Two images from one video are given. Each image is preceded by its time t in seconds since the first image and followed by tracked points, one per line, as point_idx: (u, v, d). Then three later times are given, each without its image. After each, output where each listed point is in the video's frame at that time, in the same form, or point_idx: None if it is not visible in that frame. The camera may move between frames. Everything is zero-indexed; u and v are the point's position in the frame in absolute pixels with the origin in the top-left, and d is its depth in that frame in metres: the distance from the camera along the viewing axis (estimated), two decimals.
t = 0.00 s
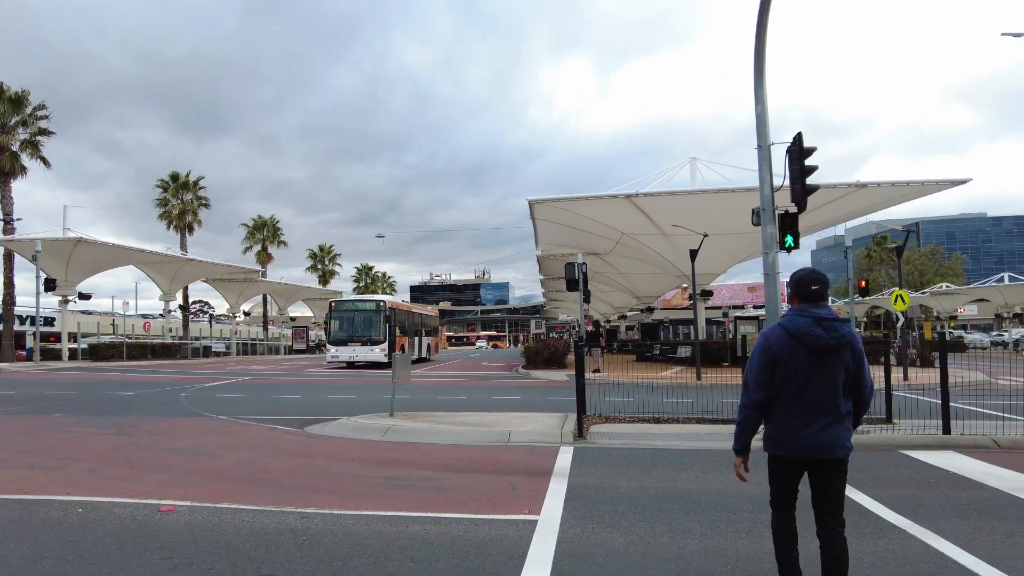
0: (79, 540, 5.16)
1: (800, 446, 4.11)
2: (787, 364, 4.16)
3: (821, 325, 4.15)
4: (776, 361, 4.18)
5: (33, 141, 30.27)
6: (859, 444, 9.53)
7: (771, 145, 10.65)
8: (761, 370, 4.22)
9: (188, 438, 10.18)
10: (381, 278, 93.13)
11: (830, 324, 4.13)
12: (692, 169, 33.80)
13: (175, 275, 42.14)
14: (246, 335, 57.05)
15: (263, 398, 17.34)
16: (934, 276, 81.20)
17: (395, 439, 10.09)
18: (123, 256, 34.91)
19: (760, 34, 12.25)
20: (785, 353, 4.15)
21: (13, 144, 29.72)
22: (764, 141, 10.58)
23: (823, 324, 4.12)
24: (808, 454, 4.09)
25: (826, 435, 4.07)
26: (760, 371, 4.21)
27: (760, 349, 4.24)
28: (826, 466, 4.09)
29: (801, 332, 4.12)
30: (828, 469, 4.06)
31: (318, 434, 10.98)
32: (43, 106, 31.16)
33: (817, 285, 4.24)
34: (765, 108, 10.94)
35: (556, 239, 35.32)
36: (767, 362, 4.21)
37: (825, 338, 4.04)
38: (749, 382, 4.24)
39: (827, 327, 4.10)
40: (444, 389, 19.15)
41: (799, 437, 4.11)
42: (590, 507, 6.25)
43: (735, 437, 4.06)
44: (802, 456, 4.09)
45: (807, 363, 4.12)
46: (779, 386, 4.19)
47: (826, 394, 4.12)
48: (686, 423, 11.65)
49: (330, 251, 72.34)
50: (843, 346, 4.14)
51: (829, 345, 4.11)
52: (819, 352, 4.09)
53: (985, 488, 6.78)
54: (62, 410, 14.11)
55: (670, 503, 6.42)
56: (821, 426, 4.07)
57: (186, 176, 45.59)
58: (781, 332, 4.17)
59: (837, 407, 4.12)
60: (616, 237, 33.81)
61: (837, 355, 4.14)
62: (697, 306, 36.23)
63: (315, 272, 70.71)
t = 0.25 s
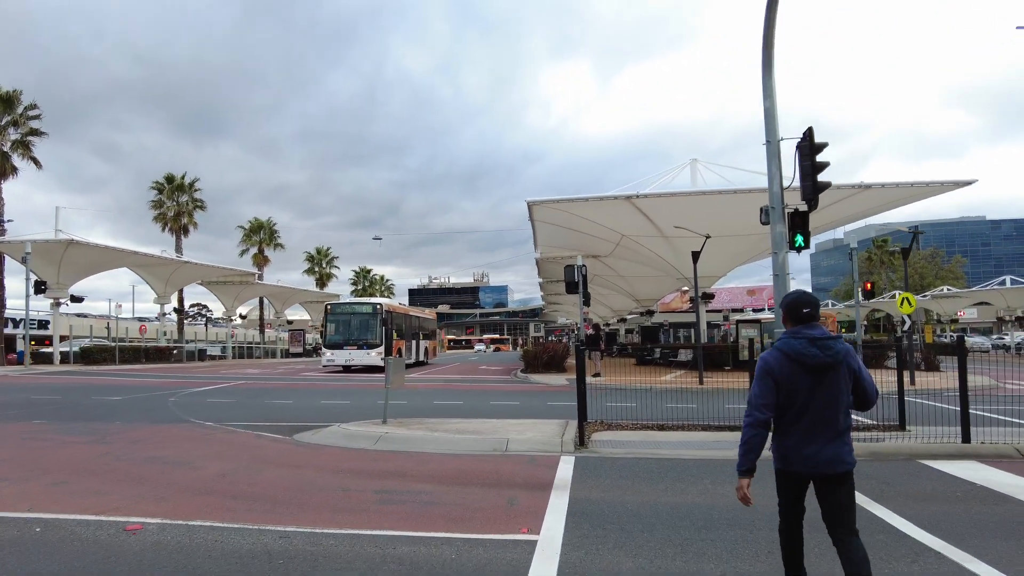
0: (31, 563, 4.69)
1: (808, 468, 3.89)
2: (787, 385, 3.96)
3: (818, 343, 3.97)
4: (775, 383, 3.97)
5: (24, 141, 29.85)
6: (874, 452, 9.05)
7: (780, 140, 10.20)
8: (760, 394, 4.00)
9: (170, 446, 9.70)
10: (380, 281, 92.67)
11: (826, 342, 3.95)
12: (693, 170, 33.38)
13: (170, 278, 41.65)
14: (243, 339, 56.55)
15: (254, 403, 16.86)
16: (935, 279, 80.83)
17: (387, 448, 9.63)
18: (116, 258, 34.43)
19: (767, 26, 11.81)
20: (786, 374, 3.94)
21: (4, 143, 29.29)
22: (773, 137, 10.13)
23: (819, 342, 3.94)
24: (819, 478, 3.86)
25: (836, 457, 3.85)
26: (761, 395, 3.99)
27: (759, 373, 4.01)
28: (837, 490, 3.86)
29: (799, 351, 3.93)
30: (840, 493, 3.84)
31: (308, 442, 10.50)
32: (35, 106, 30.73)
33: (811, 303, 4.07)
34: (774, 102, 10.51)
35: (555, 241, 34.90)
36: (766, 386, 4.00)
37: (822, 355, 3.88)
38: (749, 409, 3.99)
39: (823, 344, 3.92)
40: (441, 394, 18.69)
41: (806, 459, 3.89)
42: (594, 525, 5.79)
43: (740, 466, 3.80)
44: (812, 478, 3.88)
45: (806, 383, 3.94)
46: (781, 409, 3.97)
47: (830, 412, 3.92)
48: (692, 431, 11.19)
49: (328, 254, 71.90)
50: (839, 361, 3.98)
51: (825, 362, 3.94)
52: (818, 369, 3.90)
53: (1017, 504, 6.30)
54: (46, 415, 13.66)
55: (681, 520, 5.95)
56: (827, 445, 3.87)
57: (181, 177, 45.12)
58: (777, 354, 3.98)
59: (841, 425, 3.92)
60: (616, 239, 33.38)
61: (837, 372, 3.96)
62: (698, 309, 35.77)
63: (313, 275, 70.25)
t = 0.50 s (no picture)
0: None
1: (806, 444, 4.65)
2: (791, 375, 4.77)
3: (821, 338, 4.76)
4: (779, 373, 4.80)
5: (18, 146, 29.51)
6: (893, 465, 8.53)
7: (790, 139, 9.78)
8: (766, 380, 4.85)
9: (150, 459, 9.23)
10: (379, 289, 92.31)
11: (828, 337, 4.74)
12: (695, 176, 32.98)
13: (165, 285, 41.21)
14: (240, 347, 56.10)
15: (246, 414, 16.38)
16: (937, 288, 80.44)
17: (379, 462, 9.16)
18: (110, 265, 33.99)
19: (775, 22, 11.41)
20: (789, 364, 4.78)
21: None
22: (783, 136, 9.71)
23: (823, 338, 4.74)
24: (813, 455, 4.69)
25: (830, 438, 4.67)
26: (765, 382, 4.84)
27: (766, 362, 4.86)
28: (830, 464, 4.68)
29: (802, 345, 4.74)
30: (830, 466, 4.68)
31: (297, 455, 10.02)
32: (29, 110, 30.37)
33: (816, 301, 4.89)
34: (783, 99, 10.08)
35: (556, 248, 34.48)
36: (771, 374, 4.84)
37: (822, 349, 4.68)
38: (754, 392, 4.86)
39: (825, 340, 4.73)
40: (438, 404, 18.21)
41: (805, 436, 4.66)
42: (597, 550, 5.31)
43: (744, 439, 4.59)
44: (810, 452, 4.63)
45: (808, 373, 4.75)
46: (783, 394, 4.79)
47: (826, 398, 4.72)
48: (698, 444, 10.71)
49: (327, 261, 71.57)
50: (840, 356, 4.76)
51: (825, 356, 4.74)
52: (818, 362, 4.72)
53: None
54: (29, 426, 13.19)
55: (692, 544, 5.48)
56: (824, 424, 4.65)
57: (178, 184, 44.77)
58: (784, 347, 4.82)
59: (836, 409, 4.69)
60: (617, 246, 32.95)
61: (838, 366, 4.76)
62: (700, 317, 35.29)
63: (312, 283, 69.94)
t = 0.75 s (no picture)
0: None
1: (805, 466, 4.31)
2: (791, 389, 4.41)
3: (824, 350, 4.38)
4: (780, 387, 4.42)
5: (8, 147, 29.01)
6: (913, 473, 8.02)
7: (799, 131, 9.29)
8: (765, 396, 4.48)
9: (123, 468, 8.70)
10: (378, 293, 91.79)
11: (834, 351, 4.33)
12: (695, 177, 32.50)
13: (160, 289, 40.71)
14: (237, 351, 55.58)
15: (235, 419, 15.85)
16: (938, 291, 79.92)
17: (365, 471, 8.65)
18: (103, 267, 33.47)
19: (781, 10, 10.94)
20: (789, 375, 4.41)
21: None
22: (791, 128, 9.24)
23: (826, 351, 4.36)
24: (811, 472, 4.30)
25: (831, 455, 4.28)
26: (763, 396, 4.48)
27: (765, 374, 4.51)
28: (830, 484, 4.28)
29: (805, 358, 4.36)
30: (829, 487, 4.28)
31: (280, 464, 9.47)
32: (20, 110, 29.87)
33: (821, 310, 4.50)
34: (791, 90, 9.60)
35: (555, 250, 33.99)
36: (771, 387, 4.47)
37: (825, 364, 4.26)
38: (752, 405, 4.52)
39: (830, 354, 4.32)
40: (434, 409, 17.70)
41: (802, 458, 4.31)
42: (598, 572, 4.80)
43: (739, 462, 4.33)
44: (807, 476, 4.29)
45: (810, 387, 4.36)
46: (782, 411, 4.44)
47: (829, 417, 4.32)
48: (703, 451, 10.19)
49: (325, 265, 71.10)
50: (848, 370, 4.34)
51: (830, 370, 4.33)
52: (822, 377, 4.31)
53: None
54: (6, 433, 12.67)
55: (704, 564, 4.97)
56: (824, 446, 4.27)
57: (174, 186, 44.29)
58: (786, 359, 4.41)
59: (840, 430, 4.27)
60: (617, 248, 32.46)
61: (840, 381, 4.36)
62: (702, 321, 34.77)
63: (309, 287, 69.46)
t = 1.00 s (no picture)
0: None
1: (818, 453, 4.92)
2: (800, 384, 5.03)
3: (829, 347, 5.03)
4: (790, 382, 5.04)
5: None
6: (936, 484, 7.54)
7: (810, 124, 8.84)
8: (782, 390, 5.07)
9: (95, 480, 8.21)
10: (376, 298, 91.25)
11: (835, 346, 5.02)
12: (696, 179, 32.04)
13: (155, 293, 40.23)
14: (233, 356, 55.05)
15: (223, 427, 15.33)
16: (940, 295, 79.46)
17: (353, 484, 8.14)
18: (96, 271, 32.98)
19: None
20: (800, 371, 5.03)
21: None
22: (802, 120, 8.77)
23: (830, 347, 5.02)
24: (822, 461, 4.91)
25: (838, 446, 4.89)
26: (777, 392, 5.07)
27: (776, 369, 5.10)
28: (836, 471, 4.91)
29: (812, 353, 5.02)
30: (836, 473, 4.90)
31: (263, 475, 8.97)
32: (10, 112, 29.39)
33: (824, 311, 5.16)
34: (802, 80, 9.14)
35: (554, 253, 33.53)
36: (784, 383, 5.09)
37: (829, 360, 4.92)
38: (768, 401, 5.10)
39: (834, 348, 4.99)
40: (430, 415, 17.19)
41: (813, 448, 4.91)
42: None
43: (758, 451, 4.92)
44: (817, 464, 4.91)
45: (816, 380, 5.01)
46: (793, 405, 5.04)
47: (836, 408, 4.98)
48: (709, 460, 9.70)
49: (322, 269, 70.62)
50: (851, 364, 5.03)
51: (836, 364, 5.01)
52: (828, 371, 4.95)
53: None
54: None
55: None
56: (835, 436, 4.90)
57: (169, 190, 43.81)
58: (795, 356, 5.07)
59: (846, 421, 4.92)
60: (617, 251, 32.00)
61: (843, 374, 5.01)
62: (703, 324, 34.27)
63: (307, 291, 68.97)
